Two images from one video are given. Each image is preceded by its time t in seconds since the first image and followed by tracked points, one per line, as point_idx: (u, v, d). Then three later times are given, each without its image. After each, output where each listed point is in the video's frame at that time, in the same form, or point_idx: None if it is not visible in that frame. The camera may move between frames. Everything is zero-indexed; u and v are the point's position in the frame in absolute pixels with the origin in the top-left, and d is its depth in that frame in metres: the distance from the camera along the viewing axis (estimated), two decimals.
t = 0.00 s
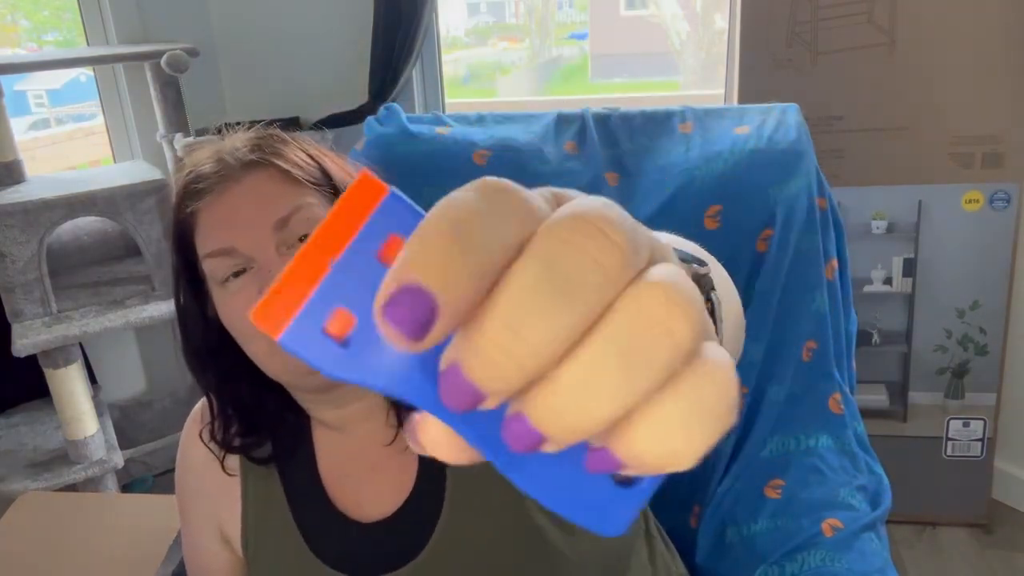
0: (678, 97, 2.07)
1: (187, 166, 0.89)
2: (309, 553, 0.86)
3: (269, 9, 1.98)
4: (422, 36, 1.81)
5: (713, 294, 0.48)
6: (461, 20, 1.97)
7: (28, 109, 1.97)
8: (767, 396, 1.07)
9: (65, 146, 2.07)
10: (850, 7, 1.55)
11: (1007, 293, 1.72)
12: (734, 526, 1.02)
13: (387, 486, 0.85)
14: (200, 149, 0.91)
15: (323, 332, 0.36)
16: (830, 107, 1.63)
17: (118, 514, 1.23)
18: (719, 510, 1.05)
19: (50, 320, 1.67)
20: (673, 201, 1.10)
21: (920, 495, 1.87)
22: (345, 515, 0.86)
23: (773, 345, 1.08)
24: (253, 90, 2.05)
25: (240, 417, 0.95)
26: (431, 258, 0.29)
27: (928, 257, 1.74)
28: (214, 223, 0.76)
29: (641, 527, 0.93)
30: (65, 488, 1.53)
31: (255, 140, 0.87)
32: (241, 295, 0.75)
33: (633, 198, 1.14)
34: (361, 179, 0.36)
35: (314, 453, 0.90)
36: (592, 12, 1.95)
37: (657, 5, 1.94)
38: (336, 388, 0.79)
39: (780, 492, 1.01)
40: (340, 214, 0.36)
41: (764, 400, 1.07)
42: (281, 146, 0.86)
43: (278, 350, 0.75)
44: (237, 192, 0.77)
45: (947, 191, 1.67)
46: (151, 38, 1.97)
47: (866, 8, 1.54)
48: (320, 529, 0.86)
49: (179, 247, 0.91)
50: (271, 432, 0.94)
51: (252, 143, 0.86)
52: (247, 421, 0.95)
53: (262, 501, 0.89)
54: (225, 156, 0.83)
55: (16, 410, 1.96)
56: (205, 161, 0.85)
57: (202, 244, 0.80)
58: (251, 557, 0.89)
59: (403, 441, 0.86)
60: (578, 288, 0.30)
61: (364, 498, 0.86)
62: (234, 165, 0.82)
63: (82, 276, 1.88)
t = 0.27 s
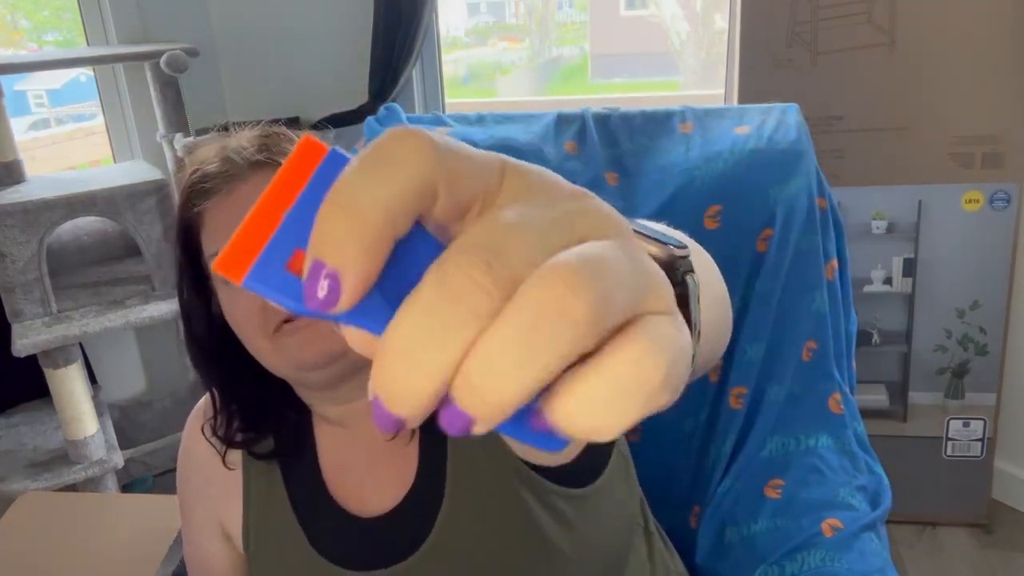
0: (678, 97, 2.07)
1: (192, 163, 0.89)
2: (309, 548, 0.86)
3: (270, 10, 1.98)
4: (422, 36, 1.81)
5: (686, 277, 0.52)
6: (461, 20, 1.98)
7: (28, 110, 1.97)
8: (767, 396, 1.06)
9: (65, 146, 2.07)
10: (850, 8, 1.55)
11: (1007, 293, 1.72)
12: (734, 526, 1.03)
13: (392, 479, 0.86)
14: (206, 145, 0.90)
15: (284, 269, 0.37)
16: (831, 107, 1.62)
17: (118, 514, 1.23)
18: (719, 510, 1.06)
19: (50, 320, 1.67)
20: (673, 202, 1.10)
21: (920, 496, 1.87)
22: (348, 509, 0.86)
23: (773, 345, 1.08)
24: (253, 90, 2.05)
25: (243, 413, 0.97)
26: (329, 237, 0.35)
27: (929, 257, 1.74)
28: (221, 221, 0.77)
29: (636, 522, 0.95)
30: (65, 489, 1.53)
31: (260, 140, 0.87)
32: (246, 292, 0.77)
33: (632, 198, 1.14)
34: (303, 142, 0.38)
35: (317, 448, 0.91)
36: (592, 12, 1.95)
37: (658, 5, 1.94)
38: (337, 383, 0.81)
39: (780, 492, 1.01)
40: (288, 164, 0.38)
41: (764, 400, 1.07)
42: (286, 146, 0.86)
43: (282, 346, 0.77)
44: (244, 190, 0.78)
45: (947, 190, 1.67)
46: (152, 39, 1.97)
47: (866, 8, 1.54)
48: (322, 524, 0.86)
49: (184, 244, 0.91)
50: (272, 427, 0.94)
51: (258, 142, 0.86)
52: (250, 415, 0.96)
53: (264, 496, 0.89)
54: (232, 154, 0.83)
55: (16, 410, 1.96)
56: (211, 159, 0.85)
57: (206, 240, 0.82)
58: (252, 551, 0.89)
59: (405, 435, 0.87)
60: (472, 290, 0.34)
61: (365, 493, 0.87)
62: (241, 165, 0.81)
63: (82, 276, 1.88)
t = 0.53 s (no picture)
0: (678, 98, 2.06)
1: (199, 159, 0.88)
2: (313, 547, 0.85)
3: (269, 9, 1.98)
4: (422, 36, 1.81)
5: (701, 272, 0.52)
6: (461, 20, 1.99)
7: (28, 110, 1.98)
8: (767, 396, 1.07)
9: (65, 146, 2.07)
10: (850, 8, 1.55)
11: (1007, 293, 1.72)
12: (734, 526, 1.03)
13: (393, 476, 0.87)
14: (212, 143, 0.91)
15: (315, 263, 0.39)
16: (831, 107, 1.62)
17: (118, 514, 1.23)
18: (719, 510, 1.06)
19: (50, 320, 1.67)
20: (672, 202, 1.10)
21: (920, 496, 1.87)
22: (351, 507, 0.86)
23: (773, 345, 1.07)
24: (253, 90, 2.05)
25: (245, 410, 0.97)
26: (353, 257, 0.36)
27: (929, 257, 1.74)
28: (227, 217, 0.79)
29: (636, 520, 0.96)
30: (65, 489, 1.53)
31: (267, 136, 0.85)
32: (251, 287, 0.78)
33: (632, 198, 1.14)
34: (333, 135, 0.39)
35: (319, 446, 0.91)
36: (592, 12, 1.96)
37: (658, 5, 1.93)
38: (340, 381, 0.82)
39: (780, 492, 1.01)
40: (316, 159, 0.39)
41: (764, 400, 1.07)
42: (292, 143, 0.85)
43: (286, 343, 0.77)
44: (251, 186, 0.78)
45: (946, 190, 1.67)
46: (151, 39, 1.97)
47: (866, 8, 1.54)
48: (326, 519, 0.86)
49: (188, 241, 0.92)
50: (277, 425, 0.95)
51: (264, 139, 0.85)
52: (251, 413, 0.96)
53: (267, 494, 0.89)
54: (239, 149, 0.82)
55: (16, 410, 1.96)
56: (216, 156, 0.84)
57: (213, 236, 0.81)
58: (255, 548, 0.89)
59: (407, 432, 0.89)
60: (475, 301, 0.36)
61: (366, 491, 0.88)
62: (247, 162, 0.81)
63: (82, 276, 1.88)
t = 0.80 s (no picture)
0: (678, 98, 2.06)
1: (205, 157, 0.89)
2: (317, 545, 0.85)
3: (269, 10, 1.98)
4: (422, 36, 1.81)
5: (715, 274, 0.52)
6: (461, 20, 1.99)
7: (28, 110, 1.98)
8: (767, 396, 1.07)
9: (65, 146, 2.07)
10: (850, 8, 1.55)
11: (1007, 293, 1.72)
12: (734, 526, 1.02)
13: (394, 475, 0.87)
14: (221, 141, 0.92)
15: (345, 261, 0.40)
16: (831, 107, 1.62)
17: (118, 514, 1.23)
18: (719, 510, 1.05)
19: (50, 320, 1.67)
20: (672, 203, 1.10)
21: (920, 496, 1.87)
22: (354, 506, 0.86)
23: (773, 346, 1.08)
24: (253, 90, 2.04)
25: (247, 408, 0.97)
26: (382, 258, 0.35)
27: (929, 257, 1.74)
28: (235, 214, 0.79)
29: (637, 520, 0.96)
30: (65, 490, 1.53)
31: (275, 134, 0.86)
32: (256, 286, 0.79)
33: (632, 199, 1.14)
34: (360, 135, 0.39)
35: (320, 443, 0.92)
36: (592, 12, 1.96)
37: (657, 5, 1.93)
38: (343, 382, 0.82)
39: (780, 492, 1.01)
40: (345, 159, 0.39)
41: (764, 399, 1.07)
42: (300, 140, 0.86)
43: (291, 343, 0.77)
44: (259, 184, 0.79)
45: (946, 190, 1.67)
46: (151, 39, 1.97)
47: (866, 8, 1.54)
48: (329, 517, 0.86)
49: (194, 239, 0.92)
50: (281, 423, 0.95)
51: (272, 137, 0.85)
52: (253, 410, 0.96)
53: (269, 492, 0.89)
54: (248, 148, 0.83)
55: (16, 410, 1.96)
56: (224, 154, 0.85)
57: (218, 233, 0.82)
58: (258, 546, 0.89)
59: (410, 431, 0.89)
60: (502, 299, 0.36)
61: (369, 490, 0.88)
62: (255, 160, 0.82)
63: (82, 276, 1.88)
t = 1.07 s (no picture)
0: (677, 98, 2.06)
1: (206, 155, 0.89)
2: (317, 546, 0.86)
3: (269, 9, 1.98)
4: (421, 36, 1.81)
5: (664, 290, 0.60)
6: (461, 20, 1.99)
7: (28, 110, 1.98)
8: (767, 396, 1.07)
9: (65, 146, 2.07)
10: (850, 8, 1.54)
11: (1007, 293, 1.72)
12: (734, 526, 1.02)
13: (393, 475, 0.87)
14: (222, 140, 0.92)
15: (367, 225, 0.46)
16: (831, 107, 1.62)
17: (118, 514, 1.23)
18: (718, 510, 1.05)
19: (50, 320, 1.67)
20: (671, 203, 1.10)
21: (920, 495, 1.87)
22: (354, 505, 0.86)
23: (773, 346, 1.08)
24: (253, 90, 2.04)
25: (246, 406, 0.96)
26: (496, 224, 0.37)
27: (929, 257, 1.74)
28: (237, 210, 0.80)
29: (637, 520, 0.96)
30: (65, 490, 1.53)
31: (277, 133, 0.87)
32: (258, 282, 0.79)
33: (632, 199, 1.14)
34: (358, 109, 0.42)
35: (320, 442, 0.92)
36: (592, 12, 1.96)
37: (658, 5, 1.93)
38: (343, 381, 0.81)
39: (780, 492, 1.01)
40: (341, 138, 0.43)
41: (764, 398, 1.07)
42: (302, 139, 0.86)
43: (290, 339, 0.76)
44: (263, 181, 0.81)
45: (946, 190, 1.67)
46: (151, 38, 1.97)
47: (866, 8, 1.54)
48: (330, 520, 0.86)
49: (196, 236, 0.92)
50: (282, 424, 0.94)
51: (274, 136, 0.86)
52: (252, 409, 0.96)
53: (269, 491, 0.90)
54: (250, 147, 0.84)
55: (16, 409, 1.96)
56: (226, 152, 0.86)
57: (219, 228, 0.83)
58: (256, 545, 0.90)
59: (410, 431, 0.88)
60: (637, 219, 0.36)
61: (369, 490, 0.87)
62: (257, 158, 0.83)
63: (82, 276, 1.88)
